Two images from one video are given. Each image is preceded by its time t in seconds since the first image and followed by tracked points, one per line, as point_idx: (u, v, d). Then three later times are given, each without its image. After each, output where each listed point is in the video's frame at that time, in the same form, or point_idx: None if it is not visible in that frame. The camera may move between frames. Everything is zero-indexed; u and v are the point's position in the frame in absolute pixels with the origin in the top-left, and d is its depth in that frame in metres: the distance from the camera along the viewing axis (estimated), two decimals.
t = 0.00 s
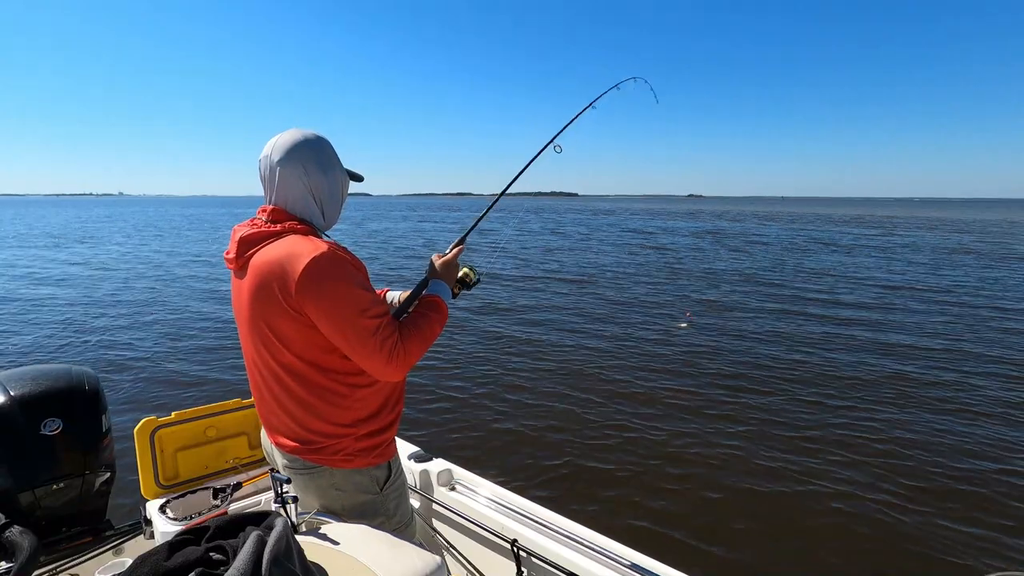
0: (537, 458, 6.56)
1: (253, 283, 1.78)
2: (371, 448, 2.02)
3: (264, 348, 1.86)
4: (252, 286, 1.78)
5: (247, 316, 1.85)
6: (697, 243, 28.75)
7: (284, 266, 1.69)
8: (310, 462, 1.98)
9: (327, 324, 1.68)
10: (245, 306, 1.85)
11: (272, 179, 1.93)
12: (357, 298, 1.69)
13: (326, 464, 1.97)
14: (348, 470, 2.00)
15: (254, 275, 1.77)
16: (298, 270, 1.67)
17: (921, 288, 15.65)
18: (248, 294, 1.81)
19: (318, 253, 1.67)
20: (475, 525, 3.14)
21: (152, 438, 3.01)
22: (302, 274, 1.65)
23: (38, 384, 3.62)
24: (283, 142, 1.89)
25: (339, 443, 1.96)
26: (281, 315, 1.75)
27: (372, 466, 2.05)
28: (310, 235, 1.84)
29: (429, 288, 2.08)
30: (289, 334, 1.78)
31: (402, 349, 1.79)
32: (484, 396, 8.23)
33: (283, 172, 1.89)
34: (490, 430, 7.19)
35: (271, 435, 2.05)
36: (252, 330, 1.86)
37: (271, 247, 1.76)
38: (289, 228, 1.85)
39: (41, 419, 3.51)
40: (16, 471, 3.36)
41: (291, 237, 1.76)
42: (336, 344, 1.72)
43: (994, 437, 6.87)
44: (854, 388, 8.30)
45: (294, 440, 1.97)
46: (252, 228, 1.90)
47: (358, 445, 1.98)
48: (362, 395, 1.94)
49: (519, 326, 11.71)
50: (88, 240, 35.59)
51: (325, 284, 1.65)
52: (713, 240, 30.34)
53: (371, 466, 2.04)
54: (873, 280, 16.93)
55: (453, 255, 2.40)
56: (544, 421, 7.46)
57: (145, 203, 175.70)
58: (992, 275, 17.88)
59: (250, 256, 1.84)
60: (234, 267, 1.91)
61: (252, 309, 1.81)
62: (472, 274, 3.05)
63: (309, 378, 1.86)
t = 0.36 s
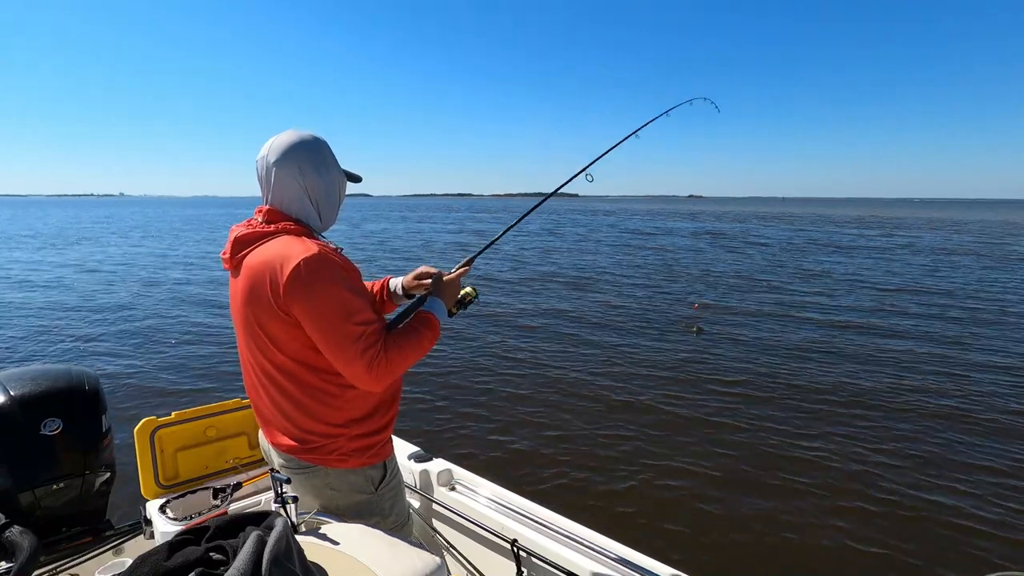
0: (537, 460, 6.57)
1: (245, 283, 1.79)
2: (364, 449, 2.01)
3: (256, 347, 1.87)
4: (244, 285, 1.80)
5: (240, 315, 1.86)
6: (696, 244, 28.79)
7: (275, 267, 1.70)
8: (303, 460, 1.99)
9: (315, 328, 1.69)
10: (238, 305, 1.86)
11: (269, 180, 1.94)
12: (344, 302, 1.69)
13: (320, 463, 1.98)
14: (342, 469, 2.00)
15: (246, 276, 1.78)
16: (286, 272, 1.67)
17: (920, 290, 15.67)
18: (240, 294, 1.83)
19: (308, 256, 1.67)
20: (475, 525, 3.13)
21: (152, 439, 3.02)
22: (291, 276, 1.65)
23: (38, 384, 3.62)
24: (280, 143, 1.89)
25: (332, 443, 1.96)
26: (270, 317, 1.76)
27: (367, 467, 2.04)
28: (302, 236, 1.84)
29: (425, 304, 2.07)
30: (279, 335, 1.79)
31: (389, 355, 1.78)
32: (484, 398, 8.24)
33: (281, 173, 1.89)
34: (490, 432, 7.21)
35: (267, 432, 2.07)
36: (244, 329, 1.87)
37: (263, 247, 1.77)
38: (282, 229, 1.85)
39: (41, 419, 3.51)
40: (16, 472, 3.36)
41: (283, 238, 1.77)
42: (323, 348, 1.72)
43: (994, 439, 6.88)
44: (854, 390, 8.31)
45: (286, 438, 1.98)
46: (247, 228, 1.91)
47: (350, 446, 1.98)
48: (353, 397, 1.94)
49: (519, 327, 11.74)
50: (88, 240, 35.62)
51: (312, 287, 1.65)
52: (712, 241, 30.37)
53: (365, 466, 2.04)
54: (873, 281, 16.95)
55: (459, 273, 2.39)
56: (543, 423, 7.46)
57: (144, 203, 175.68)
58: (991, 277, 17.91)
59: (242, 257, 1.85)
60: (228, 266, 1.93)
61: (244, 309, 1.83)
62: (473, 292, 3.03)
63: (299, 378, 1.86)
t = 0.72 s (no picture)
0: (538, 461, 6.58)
1: (237, 284, 1.82)
2: (356, 449, 2.01)
3: (248, 347, 1.89)
4: (235, 286, 1.82)
5: (233, 314, 1.89)
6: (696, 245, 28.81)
7: (262, 270, 1.71)
8: (295, 459, 2.00)
9: (296, 333, 1.69)
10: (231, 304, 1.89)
11: (268, 181, 1.94)
12: (326, 310, 1.68)
13: (312, 463, 1.99)
14: (334, 470, 2.01)
15: (237, 276, 1.81)
16: (271, 276, 1.68)
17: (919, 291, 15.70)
18: (233, 293, 1.85)
19: (293, 260, 1.67)
20: (475, 525, 3.13)
21: (152, 439, 3.01)
22: (274, 279, 1.66)
23: (38, 384, 3.62)
24: (280, 145, 1.90)
25: (322, 444, 1.96)
26: (258, 318, 1.78)
27: (358, 467, 2.04)
28: (295, 239, 1.83)
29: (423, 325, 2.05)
30: (267, 337, 1.80)
31: (372, 365, 1.77)
32: (484, 399, 8.26)
33: (279, 175, 1.90)
34: (490, 433, 7.22)
35: (261, 427, 2.10)
36: (237, 328, 1.89)
37: (254, 248, 1.79)
38: (276, 231, 1.85)
39: (41, 419, 3.51)
40: (17, 472, 3.36)
41: (273, 241, 1.78)
42: (304, 354, 1.72)
43: (993, 440, 6.89)
44: (854, 391, 8.32)
45: (278, 436, 2.00)
46: (244, 229, 1.93)
47: (339, 448, 1.98)
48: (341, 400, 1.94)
49: (518, 328, 11.77)
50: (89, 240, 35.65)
51: (295, 294, 1.65)
52: (712, 242, 30.40)
53: (357, 467, 2.04)
54: (872, 282, 16.99)
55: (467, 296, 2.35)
56: (543, 424, 7.47)
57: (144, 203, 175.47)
58: (990, 278, 17.95)
59: (237, 257, 1.88)
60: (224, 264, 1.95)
61: (236, 308, 1.85)
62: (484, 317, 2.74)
63: (288, 379, 1.88)
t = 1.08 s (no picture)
0: (539, 461, 6.57)
1: (232, 282, 1.83)
2: (351, 451, 2.01)
3: (242, 345, 1.91)
4: (231, 284, 1.84)
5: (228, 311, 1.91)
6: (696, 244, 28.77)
7: (253, 269, 1.72)
8: (289, 457, 2.00)
9: (284, 335, 1.69)
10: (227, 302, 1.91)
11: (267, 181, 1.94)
12: (315, 314, 1.69)
13: (306, 463, 1.99)
14: (328, 471, 2.01)
15: (232, 274, 1.83)
16: (262, 277, 1.69)
17: (921, 289, 15.67)
18: (229, 291, 1.87)
19: (282, 261, 1.67)
20: (475, 525, 3.13)
21: (152, 438, 3.01)
22: (263, 280, 1.67)
23: (38, 384, 3.62)
24: (279, 145, 1.90)
25: (314, 444, 1.97)
26: (250, 318, 1.79)
27: (353, 469, 2.04)
28: (290, 240, 1.83)
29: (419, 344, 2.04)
30: (258, 337, 1.82)
31: (359, 373, 1.76)
32: (483, 398, 8.27)
33: (278, 174, 1.90)
34: (489, 433, 7.23)
35: (257, 424, 2.12)
36: (232, 326, 1.91)
37: (248, 248, 1.80)
38: (271, 231, 1.86)
39: (41, 419, 3.51)
40: (17, 472, 3.36)
41: (267, 241, 1.79)
42: (292, 356, 1.73)
43: (994, 439, 6.88)
44: (855, 390, 8.31)
45: (272, 434, 2.01)
46: (241, 228, 1.94)
47: (331, 450, 1.98)
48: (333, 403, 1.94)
49: (518, 327, 11.79)
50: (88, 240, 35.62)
51: (283, 296, 1.66)
52: (712, 240, 30.37)
53: (352, 468, 2.04)
54: (873, 280, 16.97)
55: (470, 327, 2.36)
56: (544, 424, 7.46)
57: (145, 203, 175.52)
58: (991, 276, 17.92)
59: (235, 255, 1.89)
60: (221, 261, 1.97)
61: (231, 307, 1.87)
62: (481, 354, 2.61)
63: (280, 379, 1.89)
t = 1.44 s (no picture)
0: (539, 462, 6.57)
1: (232, 283, 1.84)
2: (349, 451, 2.01)
3: (241, 344, 1.92)
4: (230, 285, 1.84)
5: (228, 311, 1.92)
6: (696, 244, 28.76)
7: (252, 273, 1.72)
8: (287, 456, 2.01)
9: (281, 340, 1.70)
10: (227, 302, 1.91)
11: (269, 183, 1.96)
12: (311, 320, 1.68)
13: (305, 462, 1.99)
14: (327, 470, 2.01)
15: (233, 276, 1.83)
16: (259, 281, 1.69)
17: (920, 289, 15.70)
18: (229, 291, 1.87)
19: (282, 266, 1.67)
20: (475, 525, 3.13)
21: (152, 438, 3.01)
22: (262, 283, 1.67)
23: (37, 385, 3.62)
24: (278, 146, 1.91)
25: (312, 444, 1.97)
26: (248, 320, 1.79)
27: (351, 469, 2.04)
28: (287, 242, 1.84)
29: (417, 353, 2.04)
30: (256, 339, 1.82)
31: (354, 379, 1.76)
32: (483, 399, 8.28)
33: (277, 174, 1.91)
34: (489, 433, 7.24)
35: (257, 421, 2.13)
36: (232, 325, 1.91)
37: (249, 251, 1.81)
38: (271, 233, 1.87)
39: (41, 419, 3.51)
40: (17, 472, 3.36)
41: (268, 244, 1.79)
42: (289, 361, 1.73)
43: (994, 440, 6.87)
44: (855, 391, 8.31)
45: (271, 433, 2.02)
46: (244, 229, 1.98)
47: (327, 452, 1.98)
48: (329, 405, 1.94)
49: (517, 327, 11.80)
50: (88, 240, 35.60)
51: (280, 301, 1.66)
52: (712, 240, 30.37)
53: (350, 469, 2.03)
54: (873, 281, 16.95)
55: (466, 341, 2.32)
56: (544, 424, 7.46)
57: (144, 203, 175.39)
58: (992, 276, 17.90)
59: (237, 255, 1.91)
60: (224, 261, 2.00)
61: (230, 307, 1.88)
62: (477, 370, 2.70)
63: (277, 380, 1.89)
